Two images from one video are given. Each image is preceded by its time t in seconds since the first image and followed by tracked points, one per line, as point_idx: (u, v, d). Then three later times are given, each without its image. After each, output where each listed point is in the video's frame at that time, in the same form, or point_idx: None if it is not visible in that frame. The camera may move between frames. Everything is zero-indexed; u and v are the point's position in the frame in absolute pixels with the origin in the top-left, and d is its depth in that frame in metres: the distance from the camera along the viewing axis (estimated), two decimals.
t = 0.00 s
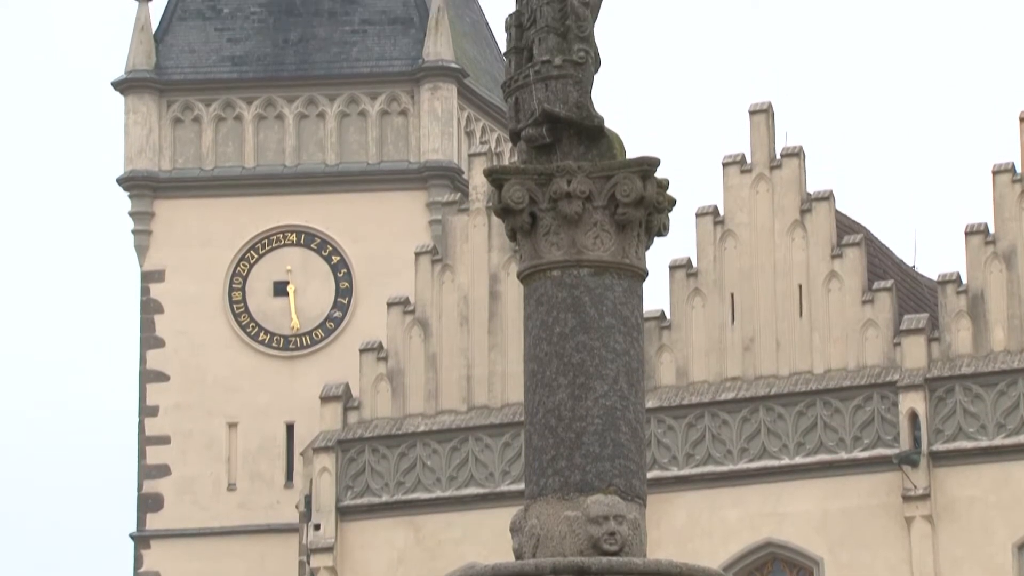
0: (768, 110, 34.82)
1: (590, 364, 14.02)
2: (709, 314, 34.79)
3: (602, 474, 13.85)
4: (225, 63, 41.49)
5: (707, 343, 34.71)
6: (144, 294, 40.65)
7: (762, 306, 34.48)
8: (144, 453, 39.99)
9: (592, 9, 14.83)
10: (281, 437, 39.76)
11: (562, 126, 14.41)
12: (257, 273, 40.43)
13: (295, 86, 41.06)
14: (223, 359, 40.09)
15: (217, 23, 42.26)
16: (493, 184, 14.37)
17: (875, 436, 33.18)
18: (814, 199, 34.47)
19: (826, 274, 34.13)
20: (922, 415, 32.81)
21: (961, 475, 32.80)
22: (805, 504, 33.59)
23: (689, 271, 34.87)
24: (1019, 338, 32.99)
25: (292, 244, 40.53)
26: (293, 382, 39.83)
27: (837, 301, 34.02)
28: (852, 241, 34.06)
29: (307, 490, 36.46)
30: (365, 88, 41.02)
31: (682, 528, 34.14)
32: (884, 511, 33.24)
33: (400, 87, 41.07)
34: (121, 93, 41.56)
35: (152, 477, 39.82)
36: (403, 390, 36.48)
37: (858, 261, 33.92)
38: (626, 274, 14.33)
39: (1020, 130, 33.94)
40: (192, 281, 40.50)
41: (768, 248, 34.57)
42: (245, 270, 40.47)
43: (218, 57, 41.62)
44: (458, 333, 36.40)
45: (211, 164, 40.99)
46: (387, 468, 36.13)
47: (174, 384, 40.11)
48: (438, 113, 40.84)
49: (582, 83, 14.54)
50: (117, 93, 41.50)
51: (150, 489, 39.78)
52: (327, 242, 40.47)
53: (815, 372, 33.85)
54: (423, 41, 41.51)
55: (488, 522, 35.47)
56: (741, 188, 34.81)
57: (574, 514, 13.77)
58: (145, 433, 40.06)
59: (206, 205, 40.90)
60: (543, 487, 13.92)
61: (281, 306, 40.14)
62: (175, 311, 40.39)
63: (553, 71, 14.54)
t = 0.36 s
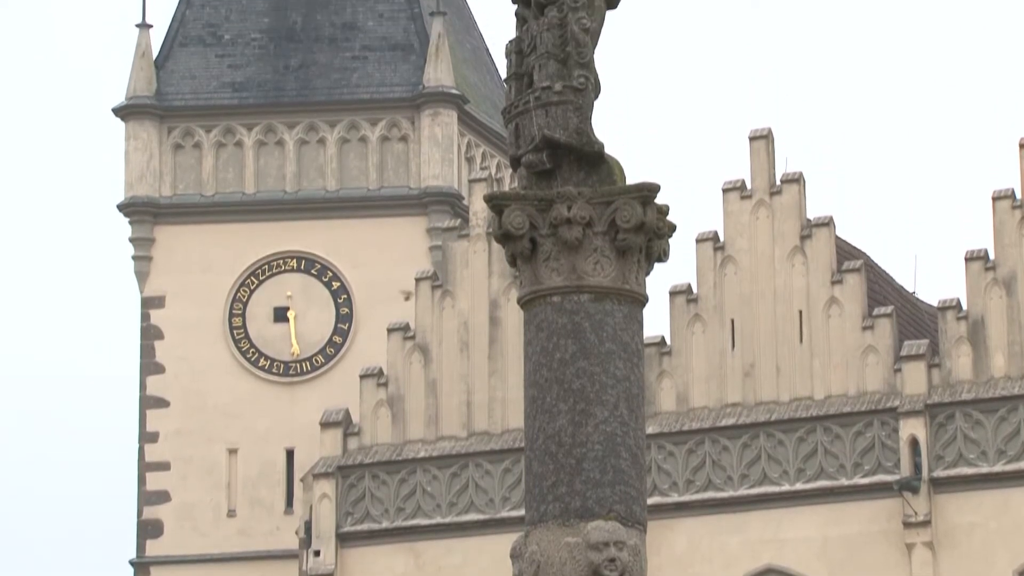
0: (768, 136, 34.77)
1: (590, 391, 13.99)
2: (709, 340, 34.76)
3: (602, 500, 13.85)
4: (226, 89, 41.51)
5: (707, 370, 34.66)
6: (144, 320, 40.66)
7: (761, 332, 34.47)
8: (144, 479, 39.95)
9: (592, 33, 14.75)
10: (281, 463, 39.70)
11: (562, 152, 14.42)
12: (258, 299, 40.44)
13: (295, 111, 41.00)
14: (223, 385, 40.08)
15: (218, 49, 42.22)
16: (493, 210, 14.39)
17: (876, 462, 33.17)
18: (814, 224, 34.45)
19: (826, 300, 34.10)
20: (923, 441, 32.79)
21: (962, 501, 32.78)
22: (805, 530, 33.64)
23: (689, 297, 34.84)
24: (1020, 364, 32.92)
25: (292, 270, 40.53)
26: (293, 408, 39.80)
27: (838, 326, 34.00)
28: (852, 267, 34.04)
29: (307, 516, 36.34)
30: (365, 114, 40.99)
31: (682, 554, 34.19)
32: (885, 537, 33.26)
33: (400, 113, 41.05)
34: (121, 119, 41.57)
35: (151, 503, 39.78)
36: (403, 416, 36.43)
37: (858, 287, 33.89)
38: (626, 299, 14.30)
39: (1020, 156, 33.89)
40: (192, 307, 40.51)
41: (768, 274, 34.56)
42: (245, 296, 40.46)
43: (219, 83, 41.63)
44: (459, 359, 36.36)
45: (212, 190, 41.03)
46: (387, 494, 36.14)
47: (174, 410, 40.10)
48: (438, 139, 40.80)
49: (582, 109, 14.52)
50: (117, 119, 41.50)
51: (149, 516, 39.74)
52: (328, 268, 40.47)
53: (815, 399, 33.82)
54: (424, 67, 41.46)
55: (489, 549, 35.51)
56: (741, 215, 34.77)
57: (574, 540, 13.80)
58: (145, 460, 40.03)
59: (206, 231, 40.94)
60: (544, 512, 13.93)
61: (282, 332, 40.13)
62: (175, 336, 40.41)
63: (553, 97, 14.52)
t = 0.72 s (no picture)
0: (768, 162, 34.70)
1: (590, 417, 13.95)
2: (709, 367, 34.69)
3: (602, 527, 13.81)
4: (226, 116, 41.53)
5: (707, 397, 34.63)
6: (144, 347, 40.65)
7: (762, 358, 34.43)
8: (144, 506, 39.90)
9: (591, 60, 14.71)
10: (281, 490, 39.59)
11: (562, 179, 14.41)
12: (258, 325, 40.43)
13: (295, 137, 41.01)
14: (223, 412, 40.06)
15: (219, 76, 42.24)
16: (493, 237, 14.38)
17: (876, 488, 33.18)
18: (814, 251, 34.37)
19: (826, 326, 34.03)
20: (923, 468, 32.77)
21: (963, 528, 32.79)
22: (805, 557, 33.64)
23: (689, 323, 34.76)
24: (1020, 391, 32.89)
25: (292, 296, 40.54)
26: (293, 435, 39.74)
27: (838, 353, 33.94)
28: (852, 293, 33.98)
29: (306, 543, 36.49)
30: (365, 140, 40.99)
31: None
32: (885, 564, 33.23)
33: (400, 139, 41.06)
34: (122, 146, 41.58)
35: (151, 531, 39.74)
36: (404, 443, 36.39)
37: (858, 314, 33.79)
38: (626, 325, 14.25)
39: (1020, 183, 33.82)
40: (192, 334, 40.51)
41: (768, 301, 34.51)
42: (246, 322, 40.46)
43: (220, 110, 41.66)
44: (459, 386, 36.31)
45: (212, 217, 41.04)
46: (387, 521, 36.18)
47: (174, 437, 40.08)
48: (438, 166, 40.80)
49: (582, 135, 14.51)
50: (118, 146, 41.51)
51: (149, 543, 39.71)
52: (327, 294, 40.47)
53: (816, 426, 33.81)
54: (424, 93, 41.51)
55: None
56: (741, 242, 34.69)
57: (575, 568, 13.78)
58: (144, 487, 39.96)
59: (207, 258, 40.95)
60: (544, 539, 13.90)
61: (281, 359, 40.10)
62: (175, 364, 40.42)
63: (554, 123, 14.50)
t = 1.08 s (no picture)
0: (767, 188, 34.74)
1: (591, 442, 13.89)
2: (709, 393, 34.71)
3: (603, 552, 13.74)
4: (226, 142, 41.53)
5: (707, 422, 34.62)
6: (144, 372, 40.62)
7: (762, 383, 34.41)
8: (143, 532, 39.83)
9: (592, 85, 14.72)
10: (281, 515, 39.50)
11: (561, 204, 14.40)
12: (259, 350, 40.43)
13: (295, 163, 41.03)
14: (223, 437, 40.02)
15: (219, 102, 42.25)
16: (494, 262, 14.37)
17: (876, 514, 33.17)
18: (814, 276, 34.36)
19: (827, 351, 33.99)
20: (924, 494, 32.78)
21: (964, 554, 32.72)
22: None
23: (689, 348, 34.78)
24: (1021, 416, 32.86)
25: (292, 321, 40.53)
26: (293, 460, 39.69)
27: (839, 378, 33.88)
28: (852, 318, 33.94)
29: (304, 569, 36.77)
30: (365, 166, 41.03)
31: None
32: None
33: (400, 165, 41.07)
34: (122, 171, 41.58)
35: (151, 556, 39.67)
36: (403, 468, 36.38)
37: (859, 339, 33.75)
38: (626, 350, 14.22)
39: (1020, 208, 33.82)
40: (192, 359, 40.51)
41: (768, 326, 34.50)
42: (246, 347, 40.46)
43: (220, 135, 41.66)
44: (459, 411, 36.28)
45: (212, 242, 41.06)
46: (387, 546, 36.19)
47: (174, 462, 40.04)
48: (438, 191, 40.84)
49: (582, 161, 14.50)
50: (118, 171, 41.53)
51: (149, 568, 39.63)
52: (328, 319, 40.48)
53: (816, 451, 33.80)
54: (424, 119, 41.51)
55: None
56: (742, 266, 34.71)
57: None
58: (144, 512, 39.91)
59: (207, 283, 40.96)
60: (543, 565, 13.83)
61: (281, 384, 40.09)
62: (176, 389, 40.40)
63: (554, 148, 14.49)
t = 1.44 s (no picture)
0: (768, 216, 34.68)
1: (592, 469, 13.12)
2: (709, 421, 34.67)
3: None
4: (227, 169, 41.53)
5: (708, 450, 34.60)
6: (144, 401, 40.60)
7: (762, 412, 34.36)
8: (143, 560, 39.76)
9: (593, 112, 13.88)
10: (281, 543, 39.27)
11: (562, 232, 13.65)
12: (259, 378, 40.37)
13: (295, 191, 40.99)
14: (223, 465, 39.98)
15: (220, 130, 42.28)
16: (492, 289, 13.59)
17: (878, 542, 33.12)
18: (814, 304, 34.32)
19: (827, 380, 33.97)
20: (925, 521, 32.73)
21: None
22: None
23: (690, 376, 34.76)
24: (1021, 444, 32.81)
25: (293, 348, 40.51)
26: (294, 488, 39.63)
27: (839, 406, 33.86)
28: (852, 346, 33.92)
29: None
30: (366, 195, 40.98)
31: None
32: None
33: (401, 194, 41.03)
34: (122, 199, 41.60)
35: None
36: (403, 496, 36.34)
37: (859, 368, 33.74)
38: (626, 378, 13.43)
39: (1020, 236, 33.83)
40: (192, 387, 40.48)
41: (768, 354, 34.46)
42: (246, 376, 40.41)
43: (220, 163, 41.68)
44: (459, 439, 36.21)
45: (212, 270, 41.06)
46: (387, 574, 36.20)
47: (174, 490, 39.99)
48: (438, 219, 40.80)
49: (582, 189, 13.71)
50: (118, 199, 41.55)
51: None
52: (328, 347, 40.47)
53: (817, 479, 33.75)
54: (424, 147, 41.50)
55: None
56: (742, 294, 34.71)
57: None
58: (145, 540, 39.86)
59: (208, 312, 40.97)
60: None
61: (282, 412, 40.03)
62: (176, 417, 40.36)
63: (554, 176, 13.70)
